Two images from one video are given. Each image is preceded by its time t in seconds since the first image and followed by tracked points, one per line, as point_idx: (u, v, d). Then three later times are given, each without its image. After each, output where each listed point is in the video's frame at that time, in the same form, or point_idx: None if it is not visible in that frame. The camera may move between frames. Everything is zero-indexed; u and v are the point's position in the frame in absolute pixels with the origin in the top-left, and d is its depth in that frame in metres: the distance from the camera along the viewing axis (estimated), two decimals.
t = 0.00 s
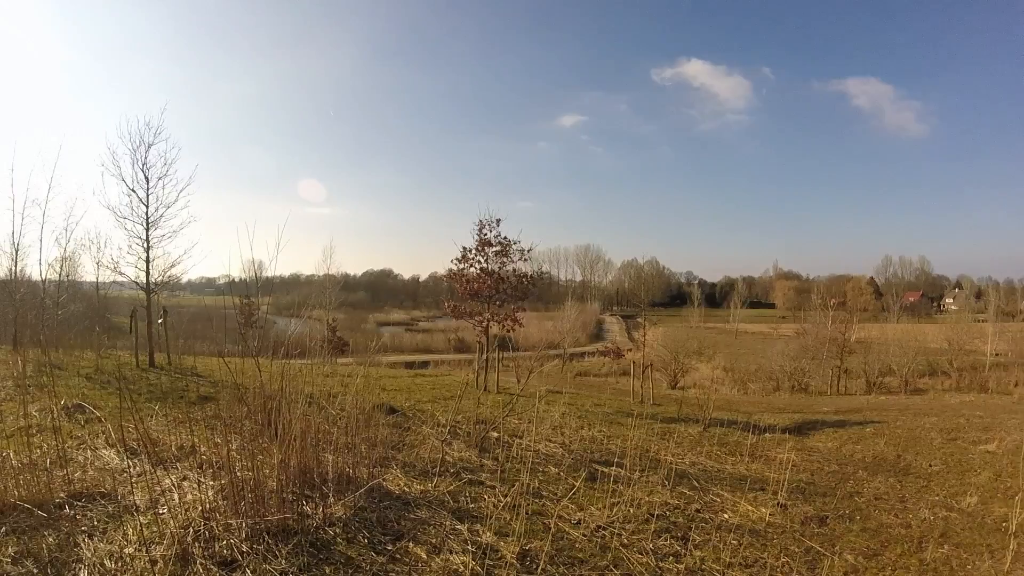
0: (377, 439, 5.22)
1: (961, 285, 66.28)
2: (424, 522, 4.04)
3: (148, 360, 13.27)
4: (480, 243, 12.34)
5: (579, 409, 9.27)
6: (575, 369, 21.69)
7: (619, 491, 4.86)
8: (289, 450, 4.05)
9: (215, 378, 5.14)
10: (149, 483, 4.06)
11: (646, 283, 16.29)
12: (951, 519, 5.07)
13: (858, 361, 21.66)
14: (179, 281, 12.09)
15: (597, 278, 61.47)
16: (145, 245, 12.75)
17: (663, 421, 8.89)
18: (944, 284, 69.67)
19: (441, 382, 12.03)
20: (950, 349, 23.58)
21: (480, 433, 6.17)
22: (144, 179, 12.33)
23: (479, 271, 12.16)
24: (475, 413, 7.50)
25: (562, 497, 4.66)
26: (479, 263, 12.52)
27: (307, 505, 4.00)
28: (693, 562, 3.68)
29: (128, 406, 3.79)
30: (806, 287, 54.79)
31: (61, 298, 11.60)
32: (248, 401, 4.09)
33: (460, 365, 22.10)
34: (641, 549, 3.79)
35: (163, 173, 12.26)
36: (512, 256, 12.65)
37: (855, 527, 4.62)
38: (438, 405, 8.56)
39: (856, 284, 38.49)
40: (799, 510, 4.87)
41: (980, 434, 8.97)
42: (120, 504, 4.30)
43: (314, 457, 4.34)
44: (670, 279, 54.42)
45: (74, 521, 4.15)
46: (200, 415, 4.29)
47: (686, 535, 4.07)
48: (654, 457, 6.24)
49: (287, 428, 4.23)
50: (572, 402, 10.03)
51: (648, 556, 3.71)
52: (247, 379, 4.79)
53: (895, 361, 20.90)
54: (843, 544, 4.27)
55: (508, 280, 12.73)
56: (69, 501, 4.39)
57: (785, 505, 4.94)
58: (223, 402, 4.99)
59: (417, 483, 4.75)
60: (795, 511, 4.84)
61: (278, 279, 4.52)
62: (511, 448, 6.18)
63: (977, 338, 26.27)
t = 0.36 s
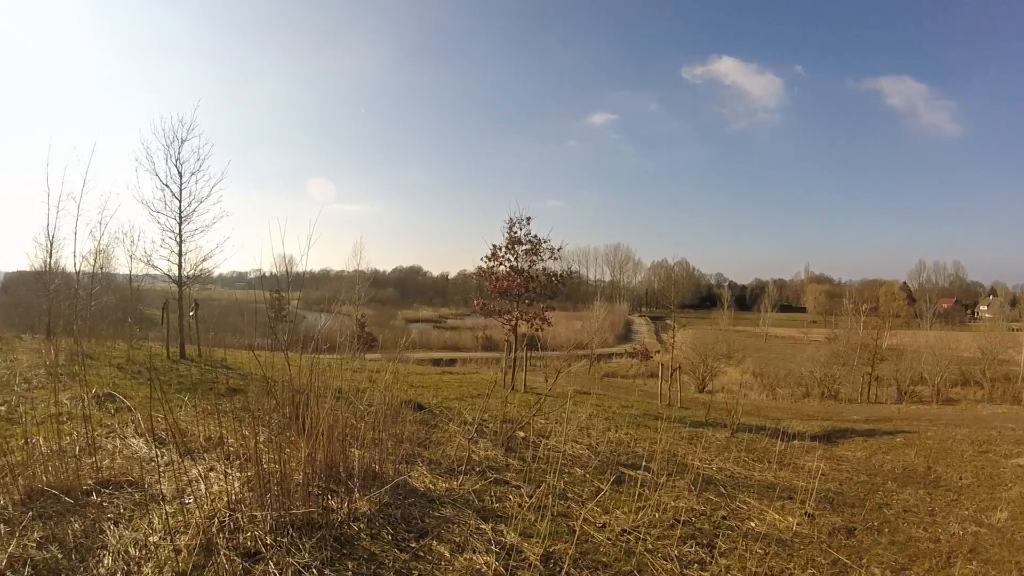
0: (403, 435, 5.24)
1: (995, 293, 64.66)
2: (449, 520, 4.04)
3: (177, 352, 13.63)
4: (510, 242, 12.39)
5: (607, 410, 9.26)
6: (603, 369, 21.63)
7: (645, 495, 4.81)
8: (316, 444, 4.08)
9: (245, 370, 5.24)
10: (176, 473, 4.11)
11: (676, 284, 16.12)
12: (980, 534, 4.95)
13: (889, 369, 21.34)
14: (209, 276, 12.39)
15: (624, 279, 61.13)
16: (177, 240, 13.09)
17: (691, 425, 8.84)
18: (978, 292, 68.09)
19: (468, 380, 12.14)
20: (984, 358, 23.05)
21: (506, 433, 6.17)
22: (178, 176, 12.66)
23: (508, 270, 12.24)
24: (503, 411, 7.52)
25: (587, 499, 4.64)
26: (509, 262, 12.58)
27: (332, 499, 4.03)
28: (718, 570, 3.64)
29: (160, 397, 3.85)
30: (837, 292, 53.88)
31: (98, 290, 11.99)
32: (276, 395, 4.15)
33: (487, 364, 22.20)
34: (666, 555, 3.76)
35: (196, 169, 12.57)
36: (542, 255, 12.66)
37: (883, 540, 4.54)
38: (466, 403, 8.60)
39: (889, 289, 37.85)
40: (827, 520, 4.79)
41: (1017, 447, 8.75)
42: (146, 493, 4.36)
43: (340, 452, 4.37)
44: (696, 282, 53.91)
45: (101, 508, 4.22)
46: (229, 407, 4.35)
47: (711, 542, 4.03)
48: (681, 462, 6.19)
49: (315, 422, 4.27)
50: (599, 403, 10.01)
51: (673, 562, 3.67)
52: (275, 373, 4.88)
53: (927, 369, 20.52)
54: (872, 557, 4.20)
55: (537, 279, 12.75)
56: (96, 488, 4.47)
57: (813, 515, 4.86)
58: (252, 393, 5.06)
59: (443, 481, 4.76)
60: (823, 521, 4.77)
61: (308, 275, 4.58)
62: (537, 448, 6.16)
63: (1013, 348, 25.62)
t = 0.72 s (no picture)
0: (435, 438, 5.27)
1: None
2: (480, 524, 4.04)
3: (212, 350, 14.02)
4: (543, 246, 12.48)
5: (640, 417, 9.23)
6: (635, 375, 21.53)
7: (677, 503, 4.78)
8: (347, 444, 4.11)
9: (279, 370, 5.33)
10: (209, 470, 4.18)
11: (710, 290, 15.92)
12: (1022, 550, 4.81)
13: (926, 379, 20.91)
14: (243, 276, 12.72)
15: (653, 284, 60.54)
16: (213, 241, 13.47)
17: (724, 433, 8.78)
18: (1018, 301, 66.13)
19: (501, 385, 12.23)
20: None
21: (538, 438, 6.18)
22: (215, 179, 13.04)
23: (541, 274, 12.33)
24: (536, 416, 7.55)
25: (619, 506, 4.62)
26: (542, 266, 12.66)
27: (363, 500, 4.05)
28: None
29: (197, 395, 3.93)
30: (872, 300, 52.79)
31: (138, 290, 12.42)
32: (309, 395, 4.22)
33: (518, 368, 22.30)
34: (699, 565, 3.72)
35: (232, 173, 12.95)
36: (576, 259, 12.74)
37: (921, 555, 4.44)
38: (498, 408, 8.65)
39: (927, 297, 37.01)
40: (863, 533, 4.70)
41: None
42: (178, 489, 4.42)
43: (372, 453, 4.39)
44: (725, 288, 53.37)
45: (133, 503, 4.28)
46: (263, 406, 4.41)
47: (745, 552, 3.98)
48: (714, 470, 6.13)
49: (347, 423, 4.30)
50: (631, 409, 9.98)
51: (707, 572, 3.64)
52: (308, 374, 4.95)
53: (966, 380, 20.04)
54: (910, 572, 4.10)
55: (570, 284, 12.80)
56: (129, 483, 4.56)
57: (849, 527, 4.77)
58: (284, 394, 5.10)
59: (474, 485, 4.77)
60: (859, 534, 4.68)
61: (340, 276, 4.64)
62: (569, 453, 6.15)
63: None
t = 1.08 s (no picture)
0: (469, 438, 5.30)
1: None
2: (513, 524, 4.06)
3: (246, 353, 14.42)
4: (575, 245, 12.53)
5: (673, 416, 9.22)
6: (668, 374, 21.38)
7: (711, 504, 4.75)
8: (381, 444, 4.15)
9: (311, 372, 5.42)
10: (243, 470, 4.25)
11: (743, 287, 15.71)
12: None
13: (964, 377, 20.38)
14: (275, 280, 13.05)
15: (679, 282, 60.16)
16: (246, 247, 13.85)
17: (759, 433, 8.70)
18: None
19: (535, 385, 12.31)
20: None
21: (571, 437, 6.18)
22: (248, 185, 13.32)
23: (572, 274, 12.38)
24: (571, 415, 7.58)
25: (653, 506, 4.62)
26: (573, 265, 12.72)
27: (396, 500, 4.08)
28: None
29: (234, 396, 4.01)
30: (908, 295, 51.56)
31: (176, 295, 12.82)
32: (342, 396, 4.27)
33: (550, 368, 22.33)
34: (735, 566, 3.70)
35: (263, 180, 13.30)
36: (607, 258, 12.82)
37: (961, 557, 4.34)
38: (531, 408, 8.69)
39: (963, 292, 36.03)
40: (901, 534, 4.62)
41: None
42: (212, 488, 4.50)
43: (405, 453, 4.42)
44: (757, 286, 52.69)
45: (168, 502, 4.36)
46: (297, 406, 4.48)
47: (780, 554, 3.95)
48: (749, 470, 6.07)
49: (380, 423, 4.34)
50: (664, 409, 9.97)
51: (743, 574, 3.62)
52: (343, 374, 5.03)
53: (1007, 377, 19.45)
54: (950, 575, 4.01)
55: (602, 283, 12.83)
56: (165, 482, 4.65)
57: (887, 528, 4.69)
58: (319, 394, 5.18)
59: (507, 484, 4.79)
60: (897, 535, 4.60)
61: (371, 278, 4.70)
62: (603, 453, 6.16)
63: None
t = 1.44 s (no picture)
0: (499, 433, 5.35)
1: None
2: (543, 520, 4.10)
3: (277, 349, 14.71)
4: (606, 240, 12.53)
5: (705, 413, 9.18)
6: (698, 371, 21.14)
7: (743, 503, 4.73)
8: (413, 440, 4.20)
9: (344, 365, 5.57)
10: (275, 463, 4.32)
11: (776, 282, 15.45)
12: None
13: (1001, 375, 19.82)
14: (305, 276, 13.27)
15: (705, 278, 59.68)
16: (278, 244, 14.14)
17: (792, 430, 8.62)
18: None
19: (567, 381, 12.34)
20: None
21: (602, 434, 6.19)
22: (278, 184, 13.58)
23: (603, 269, 12.39)
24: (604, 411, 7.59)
25: (684, 504, 4.63)
26: (604, 260, 12.73)
27: (426, 495, 4.15)
28: None
29: (264, 391, 4.09)
30: (942, 292, 50.27)
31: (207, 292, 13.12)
32: (374, 391, 4.33)
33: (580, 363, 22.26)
34: (767, 567, 3.68)
35: (293, 178, 13.53)
36: (638, 253, 12.79)
37: (998, 561, 4.24)
38: (562, 403, 8.73)
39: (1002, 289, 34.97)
40: (935, 536, 4.54)
41: None
42: (243, 482, 4.56)
43: (436, 448, 4.48)
44: (788, 282, 51.88)
45: (200, 495, 4.43)
46: (328, 401, 4.56)
47: (813, 555, 3.92)
48: (781, 469, 6.03)
49: (411, 418, 4.40)
50: (697, 405, 9.93)
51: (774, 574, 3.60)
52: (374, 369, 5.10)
53: None
54: None
55: (633, 278, 12.80)
56: (197, 475, 4.74)
57: (920, 530, 4.61)
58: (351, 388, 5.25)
59: (537, 480, 4.84)
60: (931, 537, 4.52)
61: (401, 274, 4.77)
62: (635, 450, 6.17)
63: None
